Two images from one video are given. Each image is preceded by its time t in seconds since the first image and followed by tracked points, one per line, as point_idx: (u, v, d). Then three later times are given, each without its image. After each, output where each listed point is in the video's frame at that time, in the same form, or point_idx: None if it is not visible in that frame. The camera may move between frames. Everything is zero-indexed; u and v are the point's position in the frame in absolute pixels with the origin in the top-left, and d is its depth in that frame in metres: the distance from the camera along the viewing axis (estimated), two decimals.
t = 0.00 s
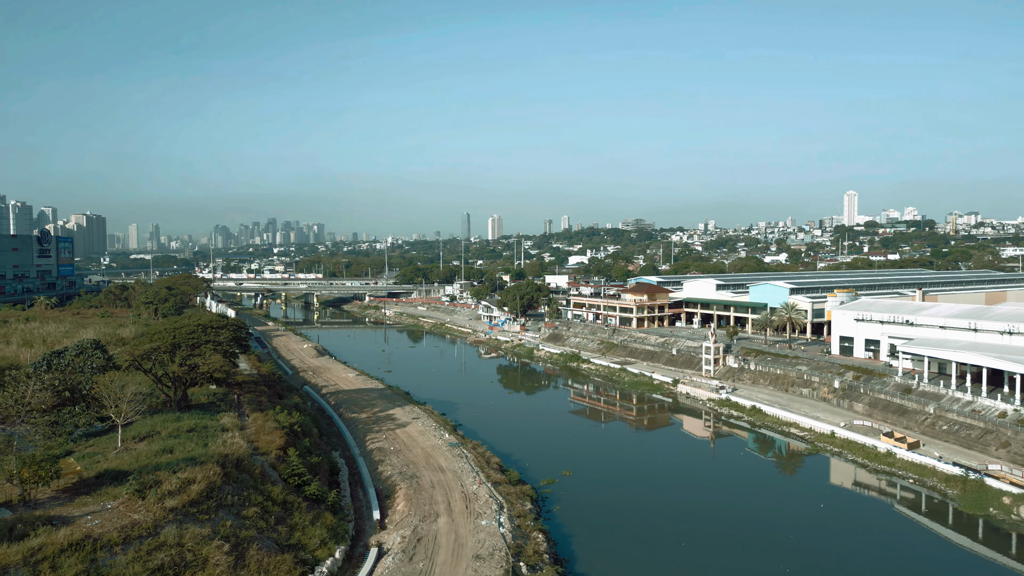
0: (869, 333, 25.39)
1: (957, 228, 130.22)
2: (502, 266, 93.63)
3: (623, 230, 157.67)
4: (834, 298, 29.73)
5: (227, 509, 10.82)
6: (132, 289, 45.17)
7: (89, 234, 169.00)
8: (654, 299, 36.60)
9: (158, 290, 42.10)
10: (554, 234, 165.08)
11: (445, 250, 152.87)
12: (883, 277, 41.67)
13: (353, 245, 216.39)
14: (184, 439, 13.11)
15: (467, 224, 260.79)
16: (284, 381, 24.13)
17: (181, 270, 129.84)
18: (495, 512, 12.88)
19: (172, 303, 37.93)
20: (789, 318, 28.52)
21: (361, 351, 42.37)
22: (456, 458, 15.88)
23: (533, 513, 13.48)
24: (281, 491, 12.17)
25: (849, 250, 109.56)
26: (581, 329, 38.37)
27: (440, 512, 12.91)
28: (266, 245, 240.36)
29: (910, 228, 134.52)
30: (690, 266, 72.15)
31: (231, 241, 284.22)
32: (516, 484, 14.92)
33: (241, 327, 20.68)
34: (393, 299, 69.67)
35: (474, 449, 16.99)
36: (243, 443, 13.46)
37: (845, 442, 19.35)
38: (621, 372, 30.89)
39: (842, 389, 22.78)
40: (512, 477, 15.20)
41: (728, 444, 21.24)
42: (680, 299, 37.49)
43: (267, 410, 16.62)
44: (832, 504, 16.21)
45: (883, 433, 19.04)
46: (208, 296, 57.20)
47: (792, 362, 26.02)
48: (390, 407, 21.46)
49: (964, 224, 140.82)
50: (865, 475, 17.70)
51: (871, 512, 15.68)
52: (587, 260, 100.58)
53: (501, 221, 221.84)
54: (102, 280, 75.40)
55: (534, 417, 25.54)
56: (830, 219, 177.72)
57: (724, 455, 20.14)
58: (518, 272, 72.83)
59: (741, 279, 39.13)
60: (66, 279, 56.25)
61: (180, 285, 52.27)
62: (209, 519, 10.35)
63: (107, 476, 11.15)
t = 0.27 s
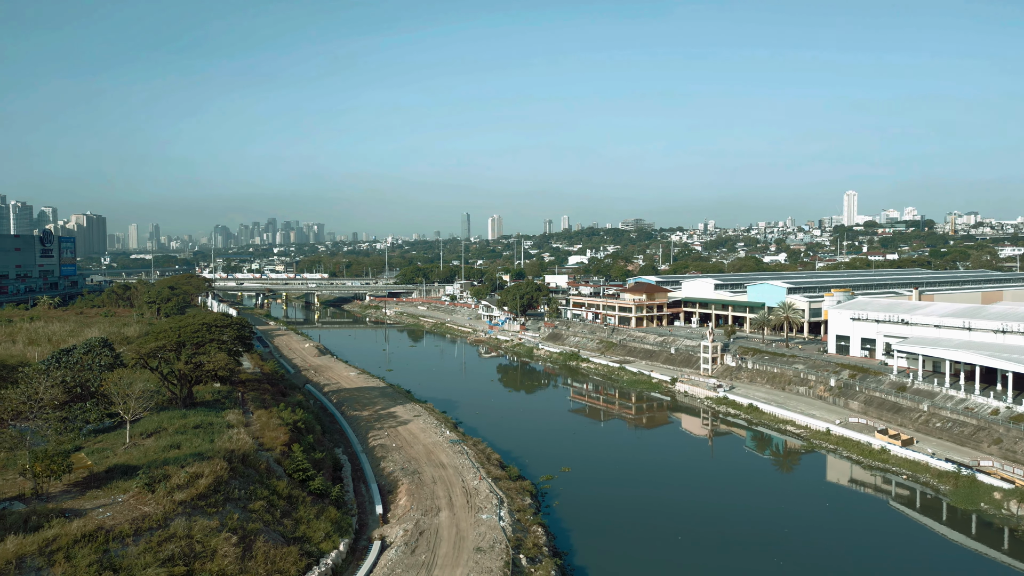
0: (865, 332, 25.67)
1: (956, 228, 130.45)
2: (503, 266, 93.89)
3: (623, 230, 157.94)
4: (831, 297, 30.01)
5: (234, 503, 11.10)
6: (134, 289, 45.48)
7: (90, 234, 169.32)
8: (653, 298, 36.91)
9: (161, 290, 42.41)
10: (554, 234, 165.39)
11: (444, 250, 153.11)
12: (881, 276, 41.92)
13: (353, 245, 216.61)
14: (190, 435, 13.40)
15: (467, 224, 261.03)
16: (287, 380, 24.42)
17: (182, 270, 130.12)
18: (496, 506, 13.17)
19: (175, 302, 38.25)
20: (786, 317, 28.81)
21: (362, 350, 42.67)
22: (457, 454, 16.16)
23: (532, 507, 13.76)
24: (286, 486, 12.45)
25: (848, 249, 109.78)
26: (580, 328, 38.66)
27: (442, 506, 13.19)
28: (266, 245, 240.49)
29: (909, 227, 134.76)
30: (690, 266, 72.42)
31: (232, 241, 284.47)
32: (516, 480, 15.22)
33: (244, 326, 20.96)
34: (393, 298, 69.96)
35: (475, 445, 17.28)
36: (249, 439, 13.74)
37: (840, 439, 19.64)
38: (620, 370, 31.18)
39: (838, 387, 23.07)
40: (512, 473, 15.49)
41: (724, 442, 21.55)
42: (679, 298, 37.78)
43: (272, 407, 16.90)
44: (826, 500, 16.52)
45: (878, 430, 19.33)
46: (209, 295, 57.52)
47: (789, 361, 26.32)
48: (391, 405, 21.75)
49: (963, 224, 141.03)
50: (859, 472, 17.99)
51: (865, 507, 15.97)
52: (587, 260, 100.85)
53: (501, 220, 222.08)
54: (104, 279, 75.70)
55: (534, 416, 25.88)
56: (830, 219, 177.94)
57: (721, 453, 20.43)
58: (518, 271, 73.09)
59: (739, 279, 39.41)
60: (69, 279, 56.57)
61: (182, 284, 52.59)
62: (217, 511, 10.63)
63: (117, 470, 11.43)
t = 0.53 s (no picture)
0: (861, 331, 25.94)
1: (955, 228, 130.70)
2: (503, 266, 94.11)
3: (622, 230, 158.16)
4: (828, 296, 30.27)
5: (241, 497, 11.37)
6: (137, 289, 45.71)
7: (90, 234, 169.54)
8: (652, 297, 37.21)
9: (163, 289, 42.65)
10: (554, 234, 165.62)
11: (444, 250, 153.30)
12: (879, 276, 42.15)
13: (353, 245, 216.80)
14: (197, 431, 13.67)
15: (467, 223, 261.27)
16: (290, 378, 24.70)
17: (183, 270, 130.32)
18: (496, 501, 13.44)
19: (178, 302, 38.50)
20: (783, 316, 29.06)
21: (363, 350, 42.92)
22: (458, 451, 16.43)
23: (532, 502, 14.03)
24: (291, 481, 12.72)
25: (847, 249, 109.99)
26: (580, 327, 38.93)
27: (443, 500, 13.47)
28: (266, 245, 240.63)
29: (909, 227, 135.00)
30: (689, 266, 72.66)
31: (232, 241, 284.62)
32: (516, 476, 15.50)
33: (248, 325, 21.23)
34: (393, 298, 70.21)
35: (475, 442, 17.54)
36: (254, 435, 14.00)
37: (836, 437, 19.93)
38: (619, 369, 31.46)
39: (834, 385, 23.35)
40: (512, 469, 15.77)
41: (722, 440, 21.84)
42: (677, 298, 38.05)
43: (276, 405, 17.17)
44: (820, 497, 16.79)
45: (873, 427, 19.60)
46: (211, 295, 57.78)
47: (786, 359, 26.60)
48: (393, 403, 22.03)
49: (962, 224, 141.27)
50: (854, 468, 18.27)
51: (859, 504, 16.24)
52: (587, 260, 101.08)
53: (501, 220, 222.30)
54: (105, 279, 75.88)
55: (534, 414, 26.20)
56: (829, 218, 178.16)
57: (718, 451, 20.70)
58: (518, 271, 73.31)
59: (737, 278, 39.67)
60: (71, 278, 56.80)
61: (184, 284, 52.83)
62: (225, 505, 10.90)
63: (126, 465, 11.71)
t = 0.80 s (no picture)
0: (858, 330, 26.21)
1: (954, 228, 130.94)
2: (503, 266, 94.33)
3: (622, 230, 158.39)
4: (825, 296, 30.54)
5: (247, 491, 11.65)
6: (139, 288, 45.97)
7: (91, 234, 169.78)
8: (651, 297, 37.48)
9: (165, 289, 42.90)
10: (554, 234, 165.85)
11: (444, 250, 153.55)
12: (876, 275, 42.41)
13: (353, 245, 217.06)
14: (203, 427, 13.93)
15: (467, 223, 261.47)
16: (292, 376, 24.99)
17: (184, 270, 130.55)
18: (496, 496, 13.72)
19: (180, 301, 38.77)
20: (781, 315, 29.32)
21: (364, 349, 43.19)
22: (459, 447, 16.71)
23: (532, 497, 14.31)
24: (296, 476, 12.99)
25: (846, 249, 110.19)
26: (579, 327, 39.20)
27: (445, 495, 13.75)
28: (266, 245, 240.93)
29: (908, 227, 135.21)
30: (688, 266, 72.88)
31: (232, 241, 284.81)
32: (516, 471, 15.79)
33: (252, 323, 21.49)
34: (394, 298, 70.48)
35: (475, 439, 17.82)
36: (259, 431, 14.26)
37: (831, 434, 20.21)
38: (618, 368, 31.73)
39: (830, 383, 23.63)
40: (512, 465, 16.06)
41: (719, 438, 22.12)
42: (676, 297, 38.32)
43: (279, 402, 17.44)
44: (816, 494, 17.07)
45: (868, 424, 19.87)
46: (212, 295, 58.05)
47: (783, 358, 26.87)
48: (394, 401, 22.32)
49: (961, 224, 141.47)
50: (849, 465, 18.56)
51: (854, 501, 16.49)
52: (587, 260, 101.34)
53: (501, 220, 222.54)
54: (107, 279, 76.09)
55: (534, 413, 26.52)
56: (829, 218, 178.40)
57: (716, 450, 20.98)
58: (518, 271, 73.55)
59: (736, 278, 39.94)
60: (73, 278, 57.03)
61: (185, 283, 53.07)
62: (232, 499, 11.17)
63: (135, 460, 11.97)
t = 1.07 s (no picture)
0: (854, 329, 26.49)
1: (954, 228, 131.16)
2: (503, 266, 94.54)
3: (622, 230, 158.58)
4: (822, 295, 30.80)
5: (253, 485, 11.91)
6: (141, 288, 46.22)
7: (91, 234, 169.91)
8: (650, 296, 37.75)
9: (167, 289, 43.13)
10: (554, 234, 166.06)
11: (444, 250, 153.78)
12: (874, 275, 42.67)
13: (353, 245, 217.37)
14: (209, 424, 14.20)
15: (467, 223, 261.53)
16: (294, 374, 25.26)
17: (184, 270, 130.74)
18: (497, 491, 13.98)
19: (183, 301, 39.02)
20: (778, 315, 29.58)
21: (365, 348, 43.44)
22: (460, 444, 16.98)
23: (531, 492, 14.58)
24: (300, 471, 13.25)
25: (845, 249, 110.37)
26: (579, 326, 39.45)
27: (446, 490, 14.02)
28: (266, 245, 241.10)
29: (907, 227, 135.40)
30: (688, 266, 73.11)
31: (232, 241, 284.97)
32: (516, 467, 16.07)
33: (255, 322, 21.75)
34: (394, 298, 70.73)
35: (476, 436, 18.09)
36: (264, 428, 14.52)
37: (827, 431, 20.48)
38: (617, 367, 32.00)
39: (827, 381, 23.90)
40: (512, 461, 16.33)
41: (717, 436, 22.40)
42: (675, 297, 38.59)
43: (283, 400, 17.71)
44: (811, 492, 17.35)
45: (864, 422, 20.14)
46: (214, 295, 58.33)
47: (780, 357, 27.14)
48: (396, 399, 22.59)
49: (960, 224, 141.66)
50: (844, 462, 18.84)
51: (848, 498, 16.78)
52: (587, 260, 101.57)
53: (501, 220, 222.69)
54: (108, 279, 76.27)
55: (533, 412, 26.82)
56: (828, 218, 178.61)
57: (714, 448, 21.24)
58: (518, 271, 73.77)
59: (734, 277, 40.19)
60: (75, 278, 57.25)
61: (187, 283, 53.28)
62: (238, 493, 11.44)
63: (143, 455, 12.24)
